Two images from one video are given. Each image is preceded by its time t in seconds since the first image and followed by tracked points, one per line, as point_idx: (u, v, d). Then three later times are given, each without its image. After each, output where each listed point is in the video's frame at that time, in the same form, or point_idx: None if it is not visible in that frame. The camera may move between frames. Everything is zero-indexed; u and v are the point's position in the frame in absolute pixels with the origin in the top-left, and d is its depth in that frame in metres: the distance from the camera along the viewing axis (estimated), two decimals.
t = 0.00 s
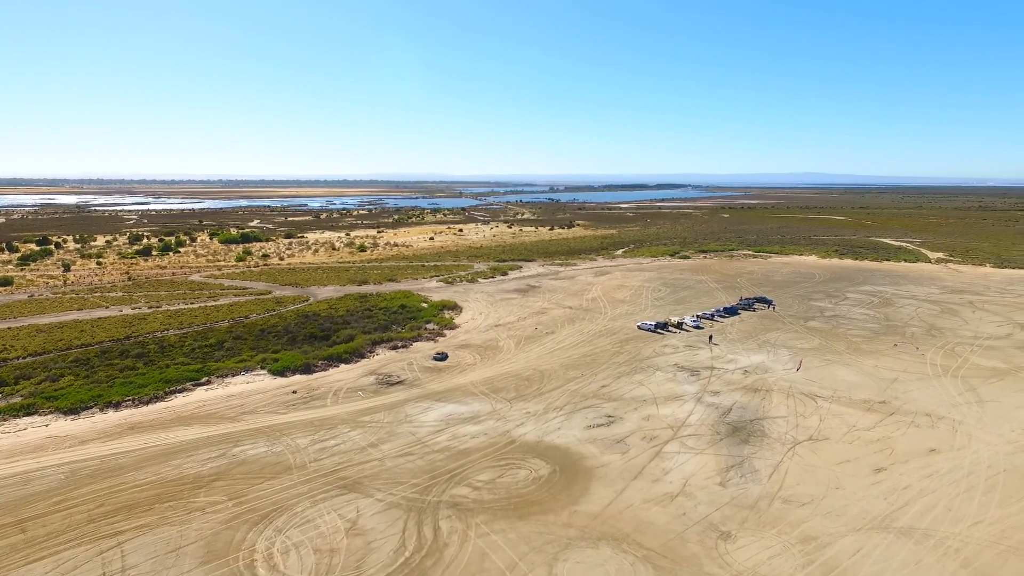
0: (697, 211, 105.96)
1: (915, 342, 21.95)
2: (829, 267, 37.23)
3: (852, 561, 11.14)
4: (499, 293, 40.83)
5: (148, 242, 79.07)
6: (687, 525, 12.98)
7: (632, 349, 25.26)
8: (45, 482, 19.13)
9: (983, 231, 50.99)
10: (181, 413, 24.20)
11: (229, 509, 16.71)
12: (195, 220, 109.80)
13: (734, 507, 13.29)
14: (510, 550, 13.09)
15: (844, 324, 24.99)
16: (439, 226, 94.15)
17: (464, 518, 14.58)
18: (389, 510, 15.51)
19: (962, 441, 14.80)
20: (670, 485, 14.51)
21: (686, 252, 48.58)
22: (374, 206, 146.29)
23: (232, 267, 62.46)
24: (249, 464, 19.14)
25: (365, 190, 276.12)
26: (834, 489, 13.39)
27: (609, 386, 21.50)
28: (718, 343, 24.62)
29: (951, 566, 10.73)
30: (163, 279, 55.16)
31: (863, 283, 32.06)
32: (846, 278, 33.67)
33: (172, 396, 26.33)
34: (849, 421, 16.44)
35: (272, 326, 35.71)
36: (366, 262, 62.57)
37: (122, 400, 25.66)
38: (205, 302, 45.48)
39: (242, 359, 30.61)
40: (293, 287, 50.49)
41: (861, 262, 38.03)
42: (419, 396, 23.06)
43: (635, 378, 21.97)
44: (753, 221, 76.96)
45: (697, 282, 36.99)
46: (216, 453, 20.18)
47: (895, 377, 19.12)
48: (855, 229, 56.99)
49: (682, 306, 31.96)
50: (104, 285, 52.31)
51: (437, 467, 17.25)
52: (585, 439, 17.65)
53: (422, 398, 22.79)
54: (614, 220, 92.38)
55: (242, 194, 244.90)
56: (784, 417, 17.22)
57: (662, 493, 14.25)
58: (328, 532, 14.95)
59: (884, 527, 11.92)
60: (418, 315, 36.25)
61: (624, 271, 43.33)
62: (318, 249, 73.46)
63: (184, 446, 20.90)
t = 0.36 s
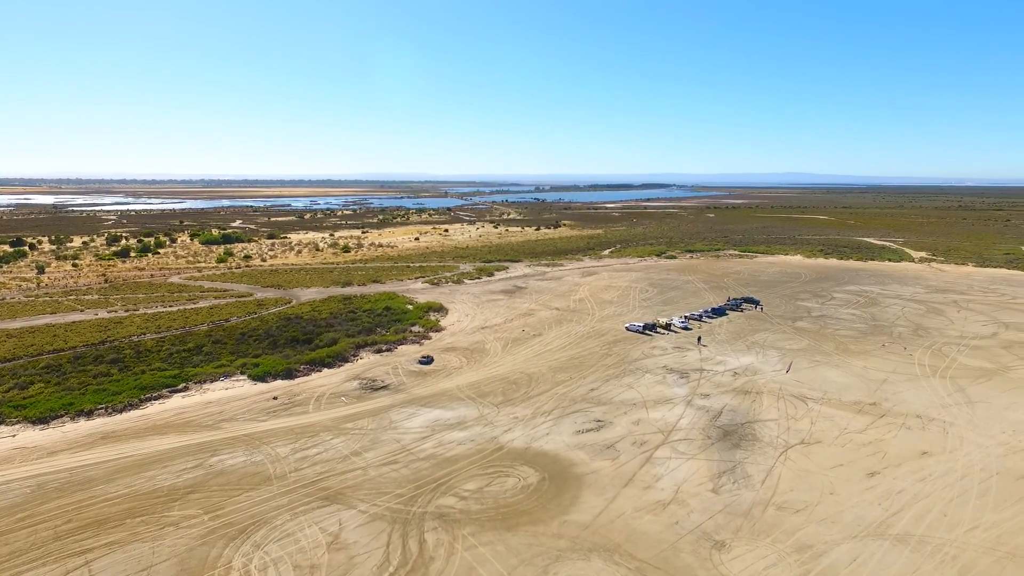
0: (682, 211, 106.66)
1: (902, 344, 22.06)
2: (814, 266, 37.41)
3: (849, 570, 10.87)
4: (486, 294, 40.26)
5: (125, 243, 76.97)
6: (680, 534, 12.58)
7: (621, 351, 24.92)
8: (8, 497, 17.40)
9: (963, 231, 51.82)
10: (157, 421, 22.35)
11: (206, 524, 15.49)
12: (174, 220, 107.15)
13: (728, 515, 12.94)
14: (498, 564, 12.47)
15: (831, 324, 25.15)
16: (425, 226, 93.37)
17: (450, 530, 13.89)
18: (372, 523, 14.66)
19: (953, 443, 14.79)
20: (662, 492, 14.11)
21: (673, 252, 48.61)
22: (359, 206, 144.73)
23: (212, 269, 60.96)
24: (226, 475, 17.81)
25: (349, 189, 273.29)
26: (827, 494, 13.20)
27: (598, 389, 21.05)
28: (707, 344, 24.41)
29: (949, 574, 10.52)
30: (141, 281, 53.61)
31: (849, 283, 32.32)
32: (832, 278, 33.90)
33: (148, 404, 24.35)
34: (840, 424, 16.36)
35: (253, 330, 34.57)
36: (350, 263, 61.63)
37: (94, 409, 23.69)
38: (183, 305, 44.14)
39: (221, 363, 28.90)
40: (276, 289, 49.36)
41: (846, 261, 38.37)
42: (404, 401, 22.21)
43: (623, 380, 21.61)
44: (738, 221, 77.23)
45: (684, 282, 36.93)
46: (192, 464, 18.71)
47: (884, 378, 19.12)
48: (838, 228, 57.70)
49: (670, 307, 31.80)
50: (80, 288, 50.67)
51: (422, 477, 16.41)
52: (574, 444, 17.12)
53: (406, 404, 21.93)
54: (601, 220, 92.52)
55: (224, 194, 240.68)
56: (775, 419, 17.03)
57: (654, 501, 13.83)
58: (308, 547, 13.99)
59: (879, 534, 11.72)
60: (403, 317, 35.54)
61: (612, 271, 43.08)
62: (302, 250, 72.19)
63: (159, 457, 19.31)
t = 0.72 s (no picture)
0: (669, 211, 107.11)
1: (892, 346, 22.10)
2: (804, 266, 37.47)
3: None
4: (475, 295, 39.76)
5: (106, 244, 75.23)
6: (676, 544, 12.19)
7: (612, 354, 24.56)
8: None
9: (947, 231, 52.45)
10: (135, 431, 20.64)
11: (184, 539, 14.20)
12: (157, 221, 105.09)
13: (724, 523, 12.61)
14: None
15: (823, 325, 25.26)
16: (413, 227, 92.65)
17: (439, 543, 13.14)
18: (358, 536, 13.74)
19: (948, 447, 14.74)
20: (657, 500, 13.71)
21: (662, 252, 48.54)
22: (346, 207, 143.38)
23: (196, 270, 59.67)
24: (205, 486, 16.50)
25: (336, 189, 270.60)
26: (825, 500, 12.97)
27: (590, 393, 20.63)
28: (698, 346, 24.16)
29: None
30: (123, 284, 52.31)
31: (838, 283, 32.49)
32: (821, 278, 34.04)
33: (125, 413, 22.54)
34: (835, 427, 16.23)
35: (236, 334, 32.86)
36: (337, 264, 60.72)
37: (68, 419, 21.83)
38: (165, 308, 42.99)
39: (203, 369, 27.05)
40: (260, 291, 48.36)
41: (835, 261, 38.56)
42: (391, 406, 21.24)
43: (615, 384, 21.23)
44: (726, 221, 77.40)
45: (674, 283, 36.79)
46: (170, 475, 17.30)
47: (876, 381, 19.13)
48: (825, 228, 58.13)
49: (661, 307, 31.58)
50: (57, 291, 49.16)
51: (410, 486, 15.53)
52: (566, 450, 16.61)
53: (394, 409, 20.98)
54: (589, 219, 92.51)
55: (210, 193, 237.38)
56: (770, 423, 16.81)
57: (648, 510, 13.41)
58: (290, 563, 13.01)
59: (878, 543, 11.49)
60: (391, 320, 34.81)
61: (601, 271, 42.83)
62: (288, 251, 71.04)
63: (135, 470, 17.75)
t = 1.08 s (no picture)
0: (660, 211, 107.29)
1: (887, 348, 22.00)
2: (797, 266, 37.41)
3: None
4: (467, 297, 39.21)
5: (90, 245, 73.60)
6: (676, 557, 11.76)
7: (606, 357, 24.15)
8: None
9: (937, 230, 52.87)
10: (115, 438, 18.94)
11: (162, 557, 13.17)
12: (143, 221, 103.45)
13: (724, 534, 12.21)
14: None
15: (817, 327, 25.09)
16: (404, 227, 91.93)
17: (430, 556, 12.49)
18: (345, 551, 12.98)
19: (949, 452, 14.54)
20: (655, 510, 13.27)
21: (654, 252, 48.36)
22: (336, 207, 142.10)
23: (182, 272, 58.47)
24: (186, 498, 15.42)
25: (327, 189, 268.89)
26: (827, 509, 12.66)
27: (584, 398, 20.17)
28: (694, 348, 23.83)
29: None
30: (107, 286, 51.02)
31: (831, 283, 32.43)
32: (814, 278, 33.98)
33: (106, 420, 20.76)
34: (833, 432, 15.98)
35: (222, 337, 31.50)
36: (326, 265, 59.92)
37: (43, 427, 19.92)
38: (150, 311, 41.92)
39: (187, 374, 25.53)
40: (248, 293, 47.44)
41: (827, 261, 38.55)
42: (380, 412, 20.57)
43: (610, 388, 20.82)
44: (718, 221, 77.45)
45: (667, 283, 36.53)
46: (150, 486, 16.04)
47: (873, 383, 18.97)
48: (816, 228, 58.33)
49: (654, 309, 31.28)
50: (38, 294, 47.81)
51: (400, 496, 14.81)
52: (560, 457, 16.11)
53: (383, 415, 20.26)
54: (581, 220, 92.40)
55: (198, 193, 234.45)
56: (768, 428, 16.51)
57: (647, 520, 12.97)
58: None
59: (883, 553, 11.18)
60: (381, 323, 34.11)
61: (594, 272, 42.48)
62: (277, 252, 70.00)
63: (114, 481, 16.30)
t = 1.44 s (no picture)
0: (657, 211, 107.34)
1: (888, 351, 21.77)
2: (794, 267, 37.26)
3: None
4: (462, 299, 38.79)
5: (81, 246, 72.67)
6: (679, 570, 11.37)
7: (604, 360, 23.79)
8: None
9: (933, 230, 52.96)
10: (100, 447, 18.23)
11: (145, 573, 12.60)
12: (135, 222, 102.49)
13: (728, 545, 11.83)
14: None
15: (817, 329, 24.83)
16: (399, 227, 91.46)
17: (425, 571, 12.03)
18: (336, 565, 12.48)
19: (955, 458, 14.25)
20: (657, 521, 12.88)
21: (651, 253, 48.14)
22: (331, 208, 141.50)
23: (174, 274, 57.75)
24: (172, 509, 14.82)
25: (322, 189, 267.97)
26: (832, 519, 12.32)
27: (582, 403, 19.77)
28: (692, 351, 23.52)
29: None
30: (97, 288, 50.25)
31: (830, 284, 32.24)
32: (812, 279, 33.78)
33: (91, 427, 19.95)
34: (836, 438, 15.67)
35: (212, 341, 30.84)
36: (321, 266, 59.40)
37: (25, 434, 19.09)
38: (140, 314, 41.24)
39: (175, 380, 24.78)
40: (240, 295, 46.83)
41: (825, 262, 38.38)
42: (374, 418, 20.09)
43: (608, 392, 20.44)
44: (714, 221, 77.75)
45: (665, 285, 36.25)
46: (134, 498, 15.40)
47: (875, 387, 18.70)
48: (813, 229, 58.29)
49: (652, 310, 30.97)
50: (26, 296, 47.03)
51: (394, 506, 14.33)
52: (558, 465, 15.69)
53: (376, 422, 19.79)
54: (577, 220, 92.26)
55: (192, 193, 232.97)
56: (770, 434, 16.17)
57: (648, 531, 12.58)
58: None
59: (893, 566, 10.84)
60: (375, 326, 33.63)
61: (591, 274, 42.16)
62: (271, 253, 69.38)
63: (97, 493, 15.65)
